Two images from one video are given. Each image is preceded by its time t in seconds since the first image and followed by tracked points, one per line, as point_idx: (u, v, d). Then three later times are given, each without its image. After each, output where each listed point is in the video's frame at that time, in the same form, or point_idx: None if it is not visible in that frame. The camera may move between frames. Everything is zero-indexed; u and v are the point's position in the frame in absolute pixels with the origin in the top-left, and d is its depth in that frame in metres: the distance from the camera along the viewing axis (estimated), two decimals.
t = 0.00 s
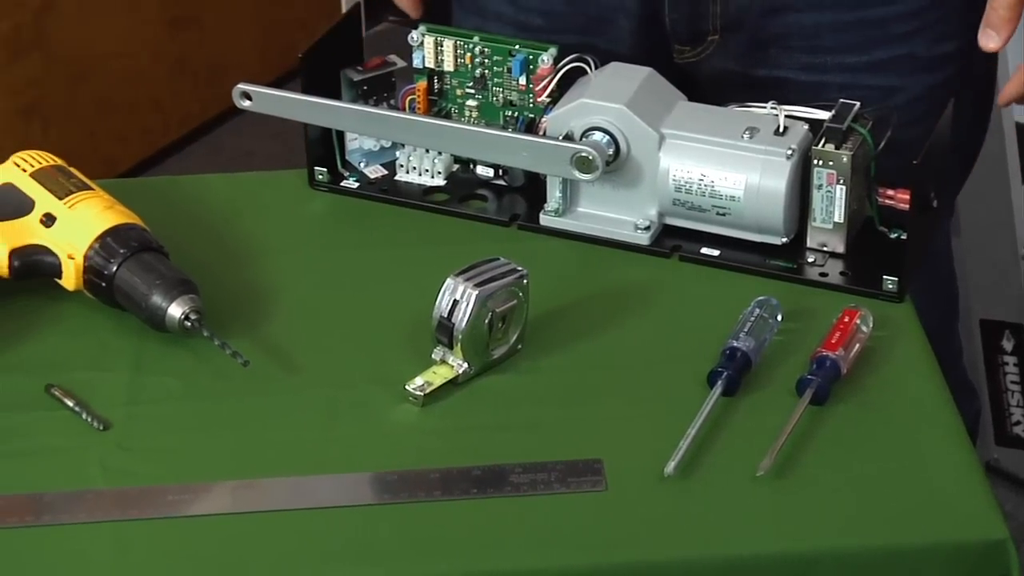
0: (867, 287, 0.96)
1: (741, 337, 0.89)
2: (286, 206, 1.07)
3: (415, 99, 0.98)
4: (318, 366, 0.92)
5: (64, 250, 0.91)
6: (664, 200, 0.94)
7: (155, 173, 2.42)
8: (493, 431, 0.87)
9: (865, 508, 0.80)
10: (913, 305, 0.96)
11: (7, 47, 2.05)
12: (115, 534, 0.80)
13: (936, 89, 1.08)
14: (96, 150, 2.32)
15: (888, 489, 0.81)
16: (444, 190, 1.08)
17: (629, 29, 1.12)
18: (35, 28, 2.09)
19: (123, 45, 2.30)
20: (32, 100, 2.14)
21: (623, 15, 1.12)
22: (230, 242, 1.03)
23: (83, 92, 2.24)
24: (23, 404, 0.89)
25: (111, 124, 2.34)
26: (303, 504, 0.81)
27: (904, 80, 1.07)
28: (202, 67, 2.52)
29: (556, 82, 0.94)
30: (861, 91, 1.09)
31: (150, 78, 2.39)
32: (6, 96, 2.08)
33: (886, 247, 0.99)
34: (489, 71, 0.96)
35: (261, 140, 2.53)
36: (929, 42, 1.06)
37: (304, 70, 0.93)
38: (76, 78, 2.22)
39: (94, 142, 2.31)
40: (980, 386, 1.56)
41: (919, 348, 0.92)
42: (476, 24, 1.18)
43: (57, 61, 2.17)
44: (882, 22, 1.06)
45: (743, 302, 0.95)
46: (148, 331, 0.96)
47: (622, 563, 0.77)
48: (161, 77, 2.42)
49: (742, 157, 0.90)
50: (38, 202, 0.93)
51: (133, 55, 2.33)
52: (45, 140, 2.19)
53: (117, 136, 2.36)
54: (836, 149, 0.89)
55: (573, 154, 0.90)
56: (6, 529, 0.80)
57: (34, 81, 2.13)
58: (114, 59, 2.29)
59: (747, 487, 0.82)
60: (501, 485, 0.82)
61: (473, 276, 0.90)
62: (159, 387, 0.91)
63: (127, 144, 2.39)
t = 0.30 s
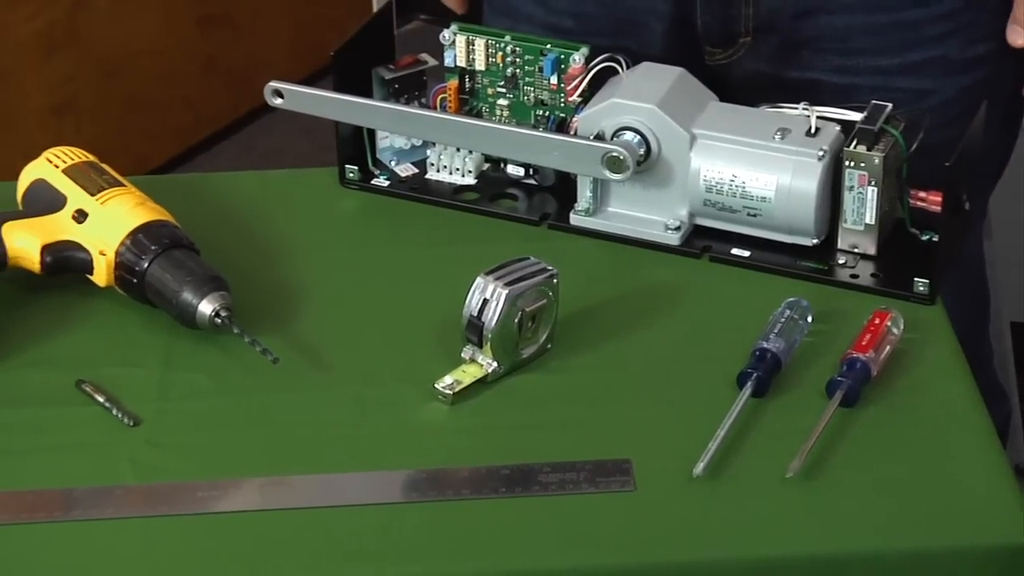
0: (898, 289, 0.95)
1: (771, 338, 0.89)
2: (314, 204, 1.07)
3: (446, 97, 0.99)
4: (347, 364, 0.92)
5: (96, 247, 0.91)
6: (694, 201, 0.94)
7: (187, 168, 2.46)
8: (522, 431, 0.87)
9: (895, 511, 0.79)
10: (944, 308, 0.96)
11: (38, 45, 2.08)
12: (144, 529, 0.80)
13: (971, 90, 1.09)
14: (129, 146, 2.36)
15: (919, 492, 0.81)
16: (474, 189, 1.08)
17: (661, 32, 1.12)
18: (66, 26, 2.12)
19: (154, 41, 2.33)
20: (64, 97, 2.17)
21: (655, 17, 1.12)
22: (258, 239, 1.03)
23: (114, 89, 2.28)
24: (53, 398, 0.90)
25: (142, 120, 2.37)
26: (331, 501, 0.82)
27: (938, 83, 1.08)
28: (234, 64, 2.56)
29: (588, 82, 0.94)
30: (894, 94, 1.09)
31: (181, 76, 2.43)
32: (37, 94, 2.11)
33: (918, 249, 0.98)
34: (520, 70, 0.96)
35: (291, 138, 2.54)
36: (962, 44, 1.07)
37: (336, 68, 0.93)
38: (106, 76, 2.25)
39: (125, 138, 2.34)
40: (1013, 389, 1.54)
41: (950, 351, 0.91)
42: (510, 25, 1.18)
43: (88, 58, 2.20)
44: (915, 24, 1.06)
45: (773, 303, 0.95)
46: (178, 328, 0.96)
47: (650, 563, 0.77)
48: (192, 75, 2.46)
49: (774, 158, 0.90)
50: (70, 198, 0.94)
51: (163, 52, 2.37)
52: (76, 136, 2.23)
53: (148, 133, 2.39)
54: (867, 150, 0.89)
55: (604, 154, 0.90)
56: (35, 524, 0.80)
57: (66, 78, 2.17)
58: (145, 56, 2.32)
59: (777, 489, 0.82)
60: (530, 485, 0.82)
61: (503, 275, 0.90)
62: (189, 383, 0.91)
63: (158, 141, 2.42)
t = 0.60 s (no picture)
0: (929, 291, 0.95)
1: (801, 340, 0.89)
2: (343, 202, 1.07)
3: (478, 96, 0.99)
4: (376, 361, 0.92)
5: (128, 243, 0.91)
6: (726, 201, 0.94)
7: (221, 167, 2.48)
8: (552, 430, 0.87)
9: (926, 513, 0.79)
10: (976, 311, 0.95)
11: (71, 41, 2.10)
12: (174, 525, 0.80)
13: (1000, 93, 1.12)
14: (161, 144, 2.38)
15: (951, 494, 0.80)
16: (505, 188, 1.08)
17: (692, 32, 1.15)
18: (100, 23, 2.14)
19: (188, 39, 2.35)
20: (96, 93, 2.19)
21: (685, 18, 1.15)
22: (287, 237, 1.03)
23: (147, 86, 2.30)
24: (84, 394, 0.90)
25: (175, 117, 2.38)
26: (361, 499, 0.82)
27: (968, 86, 1.12)
28: (267, 62, 2.57)
29: (620, 82, 0.94)
30: (925, 96, 1.13)
31: (214, 73, 2.44)
32: (69, 90, 2.13)
33: (949, 251, 0.98)
34: (552, 70, 0.96)
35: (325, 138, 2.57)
36: (994, 47, 1.10)
37: (368, 65, 0.93)
38: (139, 72, 2.27)
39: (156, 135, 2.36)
40: None
41: (982, 354, 0.91)
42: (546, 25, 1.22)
43: (122, 55, 2.22)
44: (947, 26, 1.09)
45: (804, 304, 0.95)
46: (208, 325, 0.97)
47: (681, 564, 0.76)
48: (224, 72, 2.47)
49: (806, 159, 0.90)
50: (102, 195, 0.94)
51: (198, 50, 2.38)
52: (109, 132, 2.25)
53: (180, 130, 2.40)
54: (900, 152, 0.89)
55: (636, 154, 0.90)
56: (66, 519, 0.81)
57: (101, 72, 2.19)
58: (179, 54, 2.34)
59: (808, 490, 0.81)
60: (560, 484, 0.82)
61: (534, 274, 0.89)
62: (219, 380, 0.91)
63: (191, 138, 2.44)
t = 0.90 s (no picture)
0: (958, 293, 0.95)
1: (831, 341, 0.89)
2: (372, 200, 1.07)
3: (508, 95, 0.99)
4: (404, 360, 0.92)
5: (158, 240, 0.92)
6: (755, 202, 0.94)
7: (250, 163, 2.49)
8: (580, 430, 0.87)
9: (955, 516, 0.79)
10: (1006, 314, 0.95)
11: (101, 38, 2.11)
12: (202, 521, 0.80)
13: None
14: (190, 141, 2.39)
15: (981, 497, 0.80)
16: (534, 188, 1.08)
17: (722, 33, 1.15)
18: (132, 20, 2.15)
19: (218, 37, 2.36)
20: (126, 91, 2.20)
21: (715, 19, 1.14)
22: (314, 235, 1.03)
23: (178, 84, 2.31)
24: (113, 390, 0.90)
25: (204, 115, 2.40)
26: (388, 497, 0.82)
27: (999, 88, 1.11)
28: (297, 61, 2.59)
29: (650, 81, 0.94)
30: (955, 98, 1.13)
31: (243, 72, 2.46)
32: (99, 86, 2.14)
33: (979, 254, 0.98)
34: (582, 69, 0.96)
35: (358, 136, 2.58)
36: None
37: (398, 64, 0.93)
38: (171, 70, 2.28)
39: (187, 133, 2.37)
40: None
41: (1012, 357, 0.91)
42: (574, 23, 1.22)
43: (153, 53, 2.23)
44: (980, 28, 1.09)
45: (833, 306, 0.95)
46: (237, 322, 0.97)
47: (708, 564, 0.76)
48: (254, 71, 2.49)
49: (836, 160, 0.89)
50: (133, 191, 0.94)
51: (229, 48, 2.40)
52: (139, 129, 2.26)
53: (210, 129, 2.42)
54: (931, 153, 0.89)
55: (666, 154, 0.90)
56: (95, 514, 0.81)
57: (131, 70, 2.20)
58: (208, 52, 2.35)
59: (836, 492, 0.81)
60: (588, 484, 0.82)
61: (563, 274, 0.89)
62: (248, 377, 0.91)
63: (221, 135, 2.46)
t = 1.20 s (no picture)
0: (986, 296, 0.95)
1: (858, 343, 0.89)
2: (399, 199, 1.08)
3: (536, 95, 0.99)
4: (431, 359, 0.92)
5: (186, 237, 0.92)
6: (783, 203, 0.94)
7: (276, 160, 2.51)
8: (608, 430, 0.87)
9: (983, 519, 0.78)
10: None
11: (130, 36, 2.12)
12: (228, 518, 0.80)
13: None
14: (219, 137, 2.41)
15: (1009, 500, 0.80)
16: (562, 187, 1.08)
17: (752, 33, 1.14)
18: (161, 16, 2.16)
19: (244, 33, 2.37)
20: (155, 87, 2.22)
21: (745, 18, 1.14)
22: (340, 234, 1.03)
23: (207, 80, 2.33)
24: (140, 386, 0.90)
25: (232, 111, 2.41)
26: (414, 496, 0.82)
27: None
28: (325, 58, 2.60)
29: (679, 81, 0.93)
30: (986, 99, 1.13)
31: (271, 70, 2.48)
32: (128, 83, 2.15)
33: (1008, 257, 0.98)
34: (611, 69, 0.96)
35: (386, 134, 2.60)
36: None
37: (426, 62, 0.94)
38: (201, 67, 2.30)
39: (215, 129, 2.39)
40: None
41: None
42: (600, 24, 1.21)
43: (181, 49, 2.24)
44: (1012, 29, 1.09)
45: (861, 307, 0.95)
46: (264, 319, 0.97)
47: (735, 565, 0.76)
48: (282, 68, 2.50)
49: (865, 162, 0.89)
50: (161, 189, 0.95)
51: (257, 46, 2.42)
52: (168, 126, 2.27)
53: (237, 126, 2.44)
54: (960, 155, 0.88)
55: (694, 154, 0.90)
56: (122, 510, 0.81)
57: (159, 67, 2.21)
58: (237, 48, 2.37)
59: (863, 494, 0.81)
60: (614, 484, 0.82)
61: (591, 274, 0.89)
62: (275, 374, 0.91)
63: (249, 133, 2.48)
